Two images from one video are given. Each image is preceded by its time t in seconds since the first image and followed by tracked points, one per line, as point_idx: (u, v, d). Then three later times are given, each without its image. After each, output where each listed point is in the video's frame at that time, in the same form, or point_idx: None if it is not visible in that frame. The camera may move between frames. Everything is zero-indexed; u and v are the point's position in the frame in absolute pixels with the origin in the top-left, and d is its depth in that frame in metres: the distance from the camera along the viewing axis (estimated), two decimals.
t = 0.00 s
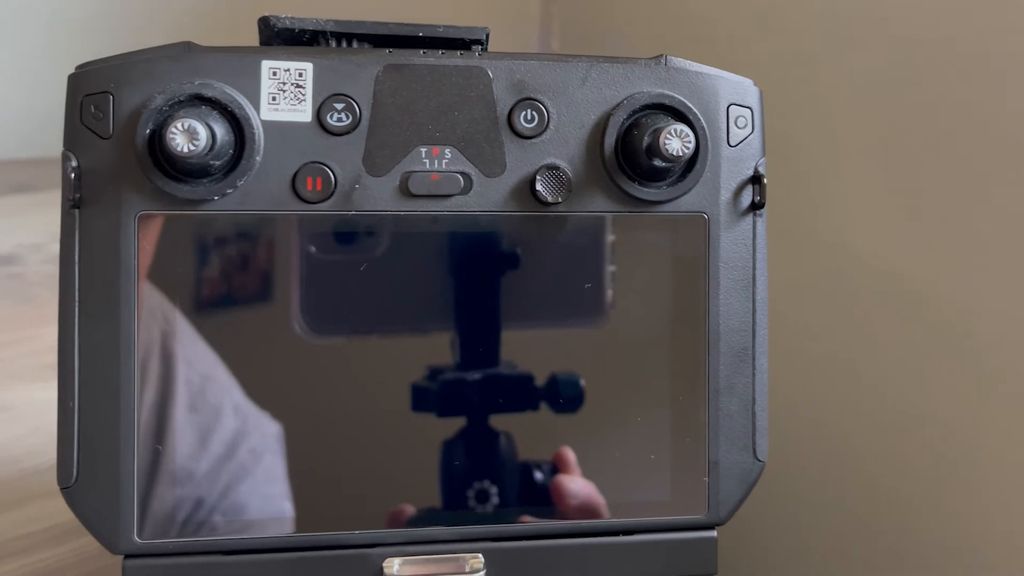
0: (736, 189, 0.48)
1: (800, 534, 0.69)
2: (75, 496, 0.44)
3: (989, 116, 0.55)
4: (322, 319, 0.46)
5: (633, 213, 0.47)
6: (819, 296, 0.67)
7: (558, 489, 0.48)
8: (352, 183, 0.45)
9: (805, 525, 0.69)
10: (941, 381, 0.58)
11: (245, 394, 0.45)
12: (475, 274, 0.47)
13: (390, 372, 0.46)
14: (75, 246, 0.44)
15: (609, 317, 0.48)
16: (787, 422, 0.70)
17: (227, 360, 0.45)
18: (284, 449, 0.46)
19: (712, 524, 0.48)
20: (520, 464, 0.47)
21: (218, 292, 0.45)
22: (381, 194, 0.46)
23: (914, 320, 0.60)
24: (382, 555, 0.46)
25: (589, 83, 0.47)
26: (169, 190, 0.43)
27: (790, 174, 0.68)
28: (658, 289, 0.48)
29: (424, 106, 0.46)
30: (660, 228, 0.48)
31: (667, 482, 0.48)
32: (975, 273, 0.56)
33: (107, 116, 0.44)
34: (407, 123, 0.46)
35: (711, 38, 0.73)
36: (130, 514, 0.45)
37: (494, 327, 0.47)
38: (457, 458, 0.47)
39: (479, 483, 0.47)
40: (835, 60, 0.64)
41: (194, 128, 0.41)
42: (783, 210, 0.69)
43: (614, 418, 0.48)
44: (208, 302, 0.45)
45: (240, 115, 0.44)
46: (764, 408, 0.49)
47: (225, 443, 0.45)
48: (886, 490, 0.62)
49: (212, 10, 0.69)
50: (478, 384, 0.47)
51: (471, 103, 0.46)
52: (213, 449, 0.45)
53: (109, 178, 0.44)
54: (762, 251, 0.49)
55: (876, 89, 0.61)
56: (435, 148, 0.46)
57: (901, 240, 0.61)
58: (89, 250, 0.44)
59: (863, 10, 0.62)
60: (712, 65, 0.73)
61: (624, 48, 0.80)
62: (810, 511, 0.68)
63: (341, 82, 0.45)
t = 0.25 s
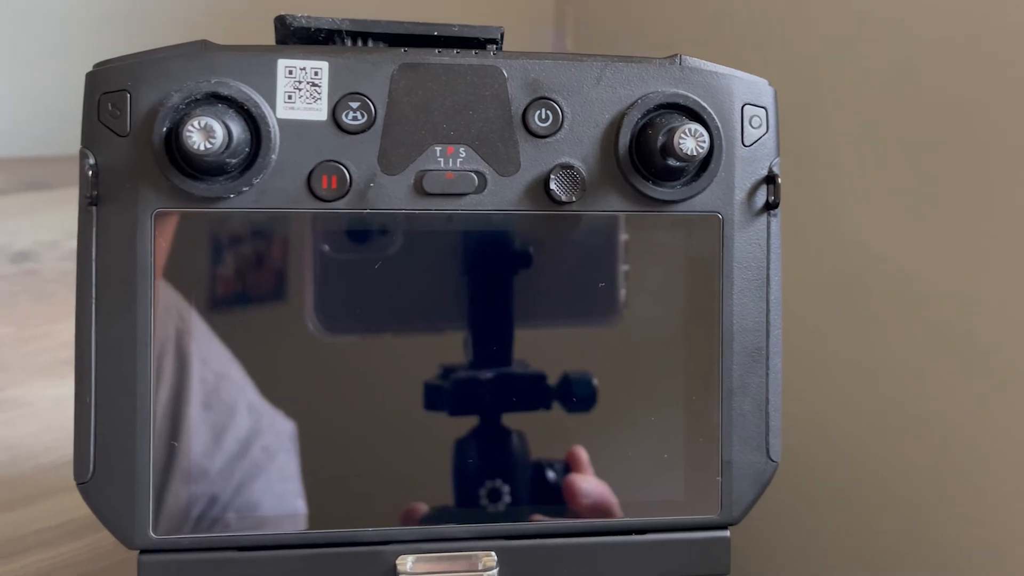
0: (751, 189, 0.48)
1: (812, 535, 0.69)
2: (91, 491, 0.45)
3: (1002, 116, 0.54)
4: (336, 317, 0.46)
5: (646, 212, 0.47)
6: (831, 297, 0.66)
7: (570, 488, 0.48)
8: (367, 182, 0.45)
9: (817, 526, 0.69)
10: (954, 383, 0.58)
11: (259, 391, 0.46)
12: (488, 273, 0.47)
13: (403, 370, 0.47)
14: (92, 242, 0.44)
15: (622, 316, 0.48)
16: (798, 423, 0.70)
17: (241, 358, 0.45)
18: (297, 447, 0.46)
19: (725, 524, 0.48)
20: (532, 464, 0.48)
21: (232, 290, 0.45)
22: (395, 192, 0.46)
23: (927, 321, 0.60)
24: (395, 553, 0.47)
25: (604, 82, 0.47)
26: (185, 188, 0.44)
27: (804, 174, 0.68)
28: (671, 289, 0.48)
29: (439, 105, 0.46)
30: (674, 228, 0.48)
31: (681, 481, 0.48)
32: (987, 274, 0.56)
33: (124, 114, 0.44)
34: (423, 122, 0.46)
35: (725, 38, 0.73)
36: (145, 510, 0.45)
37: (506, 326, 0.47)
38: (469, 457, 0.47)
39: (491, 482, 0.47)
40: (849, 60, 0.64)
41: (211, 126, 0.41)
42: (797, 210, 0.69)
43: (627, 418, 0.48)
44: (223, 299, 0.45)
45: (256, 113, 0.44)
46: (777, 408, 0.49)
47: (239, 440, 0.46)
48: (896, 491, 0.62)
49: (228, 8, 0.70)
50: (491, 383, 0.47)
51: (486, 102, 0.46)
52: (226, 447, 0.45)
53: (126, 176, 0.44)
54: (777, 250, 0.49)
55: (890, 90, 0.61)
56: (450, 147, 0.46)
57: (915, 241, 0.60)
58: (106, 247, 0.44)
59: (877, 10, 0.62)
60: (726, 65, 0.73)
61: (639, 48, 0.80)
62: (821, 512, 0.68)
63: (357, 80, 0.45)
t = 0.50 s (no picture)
0: (765, 189, 0.48)
1: (824, 535, 0.69)
2: (108, 486, 0.45)
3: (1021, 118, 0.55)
4: (349, 315, 0.46)
5: (660, 211, 0.47)
6: (844, 298, 0.66)
7: (583, 487, 0.48)
8: (382, 180, 0.46)
9: (829, 527, 0.69)
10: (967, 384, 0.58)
11: (275, 387, 0.46)
12: (501, 272, 0.47)
13: (417, 368, 0.47)
14: (110, 240, 0.45)
15: (634, 315, 0.48)
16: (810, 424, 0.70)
17: (255, 355, 0.46)
18: (310, 445, 0.46)
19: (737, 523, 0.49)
20: (544, 462, 0.48)
21: (246, 288, 0.45)
22: (410, 191, 0.46)
23: (942, 322, 0.60)
24: (409, 549, 0.47)
25: (618, 82, 0.47)
26: (201, 185, 0.44)
27: (817, 175, 0.68)
28: (684, 289, 0.48)
29: (453, 104, 0.46)
30: (688, 227, 0.48)
31: (694, 481, 0.48)
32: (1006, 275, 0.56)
33: (141, 112, 0.44)
34: (437, 120, 0.46)
35: (738, 38, 0.73)
36: (160, 506, 0.45)
37: (519, 325, 0.47)
38: (481, 455, 0.47)
39: (503, 480, 0.47)
40: (862, 60, 0.64)
41: (227, 125, 0.42)
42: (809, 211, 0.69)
43: (640, 417, 0.48)
44: (238, 297, 0.45)
45: (272, 112, 0.44)
46: (790, 408, 0.49)
47: (253, 438, 0.46)
48: (911, 492, 0.62)
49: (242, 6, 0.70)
50: (503, 381, 0.47)
51: (501, 101, 0.46)
52: (240, 445, 0.46)
53: (144, 174, 0.44)
54: (790, 251, 0.49)
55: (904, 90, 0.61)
56: (464, 146, 0.46)
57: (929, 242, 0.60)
58: (123, 245, 0.45)
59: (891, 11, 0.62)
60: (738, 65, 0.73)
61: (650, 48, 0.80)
62: (833, 513, 0.68)
63: (372, 79, 0.45)
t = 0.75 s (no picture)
0: (777, 188, 0.48)
1: (835, 536, 0.69)
2: (123, 482, 0.45)
3: None
4: (362, 313, 0.46)
5: (673, 211, 0.48)
6: (856, 299, 0.66)
7: (594, 486, 0.48)
8: (395, 178, 0.46)
9: (840, 528, 0.69)
10: (979, 385, 0.58)
11: (288, 384, 0.46)
12: (512, 271, 0.47)
13: (430, 366, 0.47)
14: (125, 237, 0.45)
15: (646, 315, 0.48)
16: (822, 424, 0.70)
17: (267, 353, 0.46)
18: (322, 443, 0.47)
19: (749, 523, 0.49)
20: (556, 462, 0.48)
21: (258, 286, 0.45)
22: (423, 189, 0.46)
23: (953, 323, 0.59)
24: (421, 546, 0.47)
25: (631, 81, 0.47)
26: (217, 183, 0.44)
27: (829, 175, 0.68)
28: (696, 288, 0.48)
29: (467, 103, 0.46)
30: (700, 226, 0.48)
31: (706, 480, 0.48)
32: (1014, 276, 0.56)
33: (157, 110, 0.44)
34: (451, 119, 0.46)
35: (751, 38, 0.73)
36: (173, 502, 0.45)
37: (530, 324, 0.47)
38: (493, 454, 0.47)
39: (514, 479, 0.47)
40: (875, 60, 0.63)
41: (242, 122, 0.42)
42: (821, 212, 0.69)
43: (652, 416, 0.48)
44: (251, 295, 0.45)
45: (287, 110, 0.44)
46: (802, 408, 0.49)
47: (264, 436, 0.46)
48: (921, 493, 0.62)
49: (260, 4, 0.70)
50: (514, 381, 0.47)
51: (514, 100, 0.46)
52: (252, 443, 0.46)
53: (159, 171, 0.45)
54: (803, 251, 0.49)
55: (916, 91, 0.61)
56: (478, 145, 0.46)
57: (941, 243, 0.60)
58: (138, 242, 0.45)
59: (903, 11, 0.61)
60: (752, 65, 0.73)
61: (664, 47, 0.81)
62: (844, 514, 0.68)
63: (386, 78, 0.46)
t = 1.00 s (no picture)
0: (789, 188, 0.48)
1: (844, 536, 0.69)
2: (135, 478, 0.45)
3: None
4: (374, 311, 0.46)
5: (684, 210, 0.48)
6: (865, 299, 0.66)
7: (604, 486, 0.48)
8: (408, 177, 0.46)
9: (850, 528, 0.69)
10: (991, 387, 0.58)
11: (299, 381, 0.46)
12: (524, 270, 0.47)
13: (441, 364, 0.47)
14: (139, 234, 0.45)
15: (657, 314, 0.48)
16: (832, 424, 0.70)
17: (279, 351, 0.46)
18: (332, 441, 0.47)
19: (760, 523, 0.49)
20: (566, 461, 0.48)
21: (269, 284, 0.46)
22: (436, 188, 0.46)
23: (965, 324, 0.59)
24: (432, 544, 0.47)
25: (644, 80, 0.47)
26: (230, 181, 0.44)
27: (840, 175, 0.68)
28: (707, 288, 0.48)
29: (479, 102, 0.46)
30: (712, 225, 0.48)
31: (717, 479, 0.48)
32: None
33: (171, 108, 0.45)
34: (463, 118, 0.46)
35: (762, 38, 0.73)
36: (185, 498, 0.46)
37: (541, 323, 0.48)
38: (503, 452, 0.47)
39: (524, 477, 0.48)
40: (886, 60, 0.63)
41: (256, 121, 0.42)
42: (832, 212, 0.69)
43: (663, 415, 0.48)
44: (262, 293, 0.46)
45: (300, 109, 0.44)
46: (813, 408, 0.49)
47: (275, 434, 0.46)
48: (933, 494, 0.62)
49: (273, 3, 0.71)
50: (524, 379, 0.47)
51: (526, 99, 0.46)
52: (263, 441, 0.46)
53: (173, 170, 0.45)
54: (815, 250, 0.49)
55: (928, 91, 0.61)
56: (489, 144, 0.46)
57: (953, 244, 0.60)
58: (152, 239, 0.45)
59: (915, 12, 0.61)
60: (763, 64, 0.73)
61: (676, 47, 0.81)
62: (854, 514, 0.68)
63: (399, 77, 0.46)
